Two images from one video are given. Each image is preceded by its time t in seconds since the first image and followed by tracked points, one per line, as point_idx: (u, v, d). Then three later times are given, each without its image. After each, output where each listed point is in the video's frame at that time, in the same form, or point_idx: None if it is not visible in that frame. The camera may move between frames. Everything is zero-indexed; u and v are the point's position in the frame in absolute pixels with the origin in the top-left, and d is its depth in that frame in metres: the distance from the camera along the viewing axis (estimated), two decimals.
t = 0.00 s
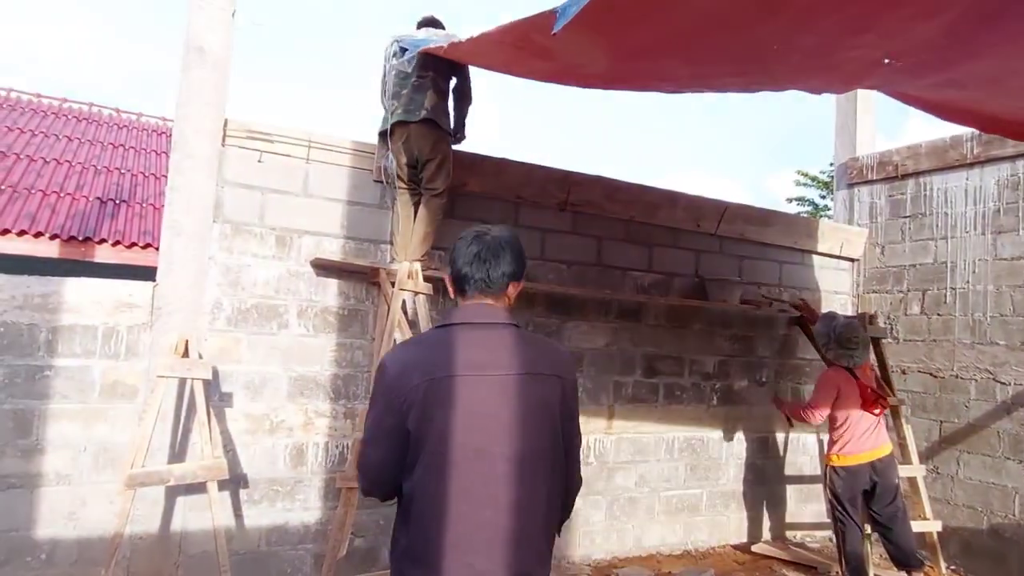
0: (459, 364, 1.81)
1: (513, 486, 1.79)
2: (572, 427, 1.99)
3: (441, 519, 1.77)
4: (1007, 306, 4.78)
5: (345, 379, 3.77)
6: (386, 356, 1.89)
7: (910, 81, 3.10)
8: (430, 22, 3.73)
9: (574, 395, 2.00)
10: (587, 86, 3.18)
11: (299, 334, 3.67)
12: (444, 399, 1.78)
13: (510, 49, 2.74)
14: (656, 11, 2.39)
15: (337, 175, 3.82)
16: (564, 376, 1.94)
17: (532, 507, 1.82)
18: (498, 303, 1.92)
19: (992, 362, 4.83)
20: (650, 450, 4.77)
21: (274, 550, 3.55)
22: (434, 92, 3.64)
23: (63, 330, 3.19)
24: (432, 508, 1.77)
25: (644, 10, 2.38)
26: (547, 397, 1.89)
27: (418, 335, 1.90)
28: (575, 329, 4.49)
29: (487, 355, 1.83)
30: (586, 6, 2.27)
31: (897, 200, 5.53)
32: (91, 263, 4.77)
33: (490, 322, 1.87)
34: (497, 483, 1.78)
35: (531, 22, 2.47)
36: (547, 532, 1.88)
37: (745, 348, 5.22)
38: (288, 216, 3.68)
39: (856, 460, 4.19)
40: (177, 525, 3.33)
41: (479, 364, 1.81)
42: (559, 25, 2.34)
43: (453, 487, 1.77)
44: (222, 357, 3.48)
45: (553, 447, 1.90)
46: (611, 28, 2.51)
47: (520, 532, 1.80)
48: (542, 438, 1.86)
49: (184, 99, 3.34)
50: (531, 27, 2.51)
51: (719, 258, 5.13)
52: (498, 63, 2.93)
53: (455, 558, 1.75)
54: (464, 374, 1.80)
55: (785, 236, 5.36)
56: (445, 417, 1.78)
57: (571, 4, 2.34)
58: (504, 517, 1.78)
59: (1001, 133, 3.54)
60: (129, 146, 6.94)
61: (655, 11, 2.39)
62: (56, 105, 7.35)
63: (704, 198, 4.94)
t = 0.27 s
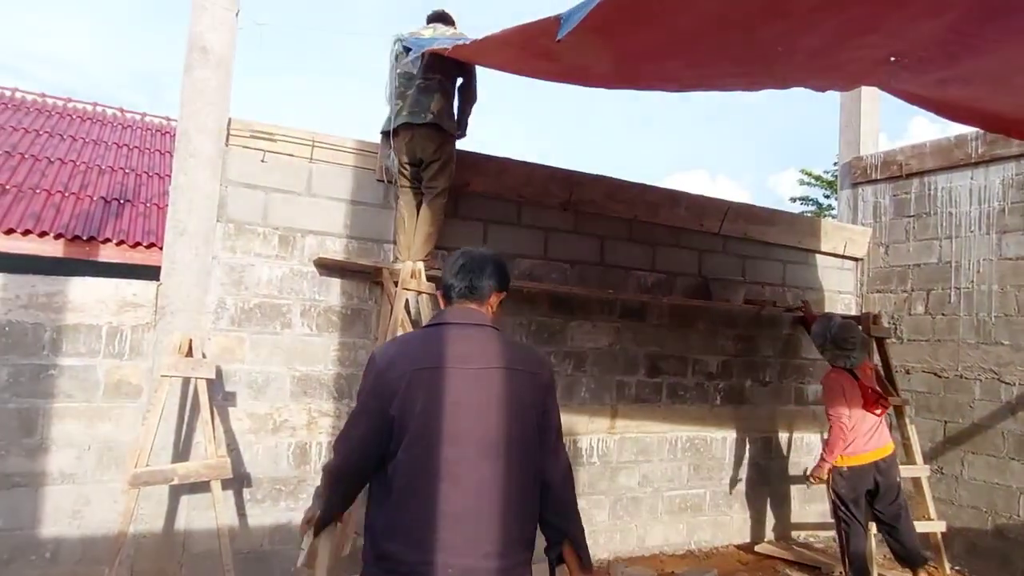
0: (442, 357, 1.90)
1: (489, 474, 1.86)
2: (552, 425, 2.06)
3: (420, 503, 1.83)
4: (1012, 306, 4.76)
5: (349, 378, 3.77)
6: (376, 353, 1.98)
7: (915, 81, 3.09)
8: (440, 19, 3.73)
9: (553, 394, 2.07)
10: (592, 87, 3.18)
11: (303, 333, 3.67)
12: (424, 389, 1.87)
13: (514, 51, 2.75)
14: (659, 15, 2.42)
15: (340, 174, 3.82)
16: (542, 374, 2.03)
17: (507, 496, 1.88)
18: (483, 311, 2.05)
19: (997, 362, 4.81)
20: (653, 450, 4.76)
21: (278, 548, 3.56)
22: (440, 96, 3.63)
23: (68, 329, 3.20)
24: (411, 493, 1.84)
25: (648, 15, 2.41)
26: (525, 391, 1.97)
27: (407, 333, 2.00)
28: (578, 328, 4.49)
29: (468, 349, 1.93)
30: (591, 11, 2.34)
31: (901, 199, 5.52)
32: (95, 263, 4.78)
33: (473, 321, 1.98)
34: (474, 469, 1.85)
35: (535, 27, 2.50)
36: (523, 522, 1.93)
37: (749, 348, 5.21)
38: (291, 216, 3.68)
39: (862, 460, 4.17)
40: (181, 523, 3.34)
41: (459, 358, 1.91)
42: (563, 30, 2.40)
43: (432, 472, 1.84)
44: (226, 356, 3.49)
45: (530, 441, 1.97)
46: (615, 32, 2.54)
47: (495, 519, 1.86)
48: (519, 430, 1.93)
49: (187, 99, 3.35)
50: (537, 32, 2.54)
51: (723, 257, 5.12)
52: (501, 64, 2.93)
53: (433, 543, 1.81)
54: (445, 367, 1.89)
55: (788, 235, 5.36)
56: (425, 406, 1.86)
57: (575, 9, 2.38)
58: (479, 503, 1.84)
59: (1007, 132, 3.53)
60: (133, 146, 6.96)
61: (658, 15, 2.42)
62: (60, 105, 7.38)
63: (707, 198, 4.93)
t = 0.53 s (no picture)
0: (432, 347, 2.23)
1: (466, 449, 2.15)
2: (534, 413, 2.24)
3: (406, 469, 2.16)
4: (1015, 305, 4.75)
5: (350, 377, 3.77)
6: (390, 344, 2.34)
7: (915, 80, 3.10)
8: (437, 17, 3.72)
9: (536, 383, 2.27)
10: (593, 86, 3.19)
11: (304, 332, 3.67)
12: (415, 373, 2.20)
13: (514, 47, 2.74)
14: (659, 13, 2.41)
15: (341, 174, 3.82)
16: (523, 365, 2.24)
17: (481, 469, 2.14)
18: (488, 309, 2.35)
19: (1000, 362, 4.80)
20: (654, 449, 4.76)
21: (279, 547, 3.56)
22: (447, 97, 3.65)
23: (70, 328, 3.21)
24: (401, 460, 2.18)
25: (648, 13, 2.41)
26: (503, 380, 2.22)
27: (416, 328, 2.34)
28: (579, 327, 4.49)
29: (455, 340, 2.23)
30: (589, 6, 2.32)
31: (904, 199, 5.51)
32: (97, 262, 4.79)
33: (465, 316, 2.29)
34: (452, 443, 2.15)
35: (534, 22, 2.48)
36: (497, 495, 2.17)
37: (750, 347, 5.21)
38: (292, 215, 3.69)
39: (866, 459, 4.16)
40: (182, 522, 3.35)
41: (446, 347, 2.22)
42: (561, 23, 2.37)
43: (419, 443, 2.17)
44: (227, 354, 3.49)
45: (508, 423, 2.21)
46: (614, 29, 2.53)
47: (470, 488, 2.13)
48: (496, 413, 2.19)
49: (189, 98, 3.35)
50: (534, 27, 2.52)
51: (724, 257, 5.12)
52: (502, 63, 2.94)
53: (416, 500, 2.13)
54: (432, 356, 2.21)
55: (790, 234, 5.35)
56: (415, 387, 2.20)
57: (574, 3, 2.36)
58: (456, 473, 2.13)
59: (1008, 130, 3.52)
60: (135, 145, 6.97)
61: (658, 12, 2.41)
62: (62, 104, 7.39)
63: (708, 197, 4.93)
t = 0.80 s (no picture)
0: (434, 343, 2.28)
1: (463, 442, 2.18)
2: (535, 410, 2.26)
3: (409, 462, 2.22)
4: (1016, 305, 4.75)
5: (351, 377, 3.77)
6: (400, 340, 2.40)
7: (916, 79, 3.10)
8: (437, 20, 3.72)
9: (537, 382, 2.29)
10: (595, 85, 3.19)
11: (305, 331, 3.67)
12: (417, 367, 2.27)
13: (512, 44, 2.73)
14: (657, 6, 2.39)
15: (342, 173, 3.82)
16: (524, 362, 2.27)
17: (477, 462, 2.17)
18: (496, 309, 2.37)
19: (1001, 361, 4.80)
20: (655, 449, 4.76)
21: (280, 547, 3.56)
22: (446, 99, 3.65)
23: (71, 327, 3.21)
24: (402, 450, 2.24)
25: (648, 7, 2.39)
26: (504, 376, 2.24)
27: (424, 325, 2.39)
28: (580, 327, 4.49)
29: (455, 336, 2.27)
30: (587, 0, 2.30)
31: (905, 198, 5.51)
32: (98, 261, 4.79)
33: (467, 312, 2.32)
34: (450, 436, 2.19)
35: (532, 17, 2.46)
36: (494, 489, 2.19)
37: (751, 347, 5.20)
38: (293, 214, 3.68)
39: (865, 460, 4.15)
40: (183, 521, 3.35)
41: (446, 342, 2.26)
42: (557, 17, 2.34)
43: (418, 436, 2.22)
44: (228, 354, 3.49)
45: (507, 419, 2.23)
46: (614, 24, 2.51)
47: (466, 480, 2.16)
48: (494, 408, 2.21)
49: (189, 98, 3.35)
50: (532, 23, 2.50)
51: (725, 256, 5.11)
52: (501, 60, 2.93)
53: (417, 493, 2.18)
54: (435, 352, 2.25)
55: (791, 234, 5.34)
56: (416, 381, 2.26)
57: None
58: (453, 465, 2.17)
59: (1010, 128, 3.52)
60: (136, 145, 6.97)
61: (658, 7, 2.39)
62: (63, 104, 7.40)
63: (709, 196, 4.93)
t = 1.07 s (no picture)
0: (435, 344, 2.29)
1: (462, 442, 2.19)
2: (535, 410, 2.26)
3: (411, 460, 2.24)
4: (1018, 304, 4.74)
5: (351, 376, 3.77)
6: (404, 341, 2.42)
7: (917, 77, 3.10)
8: (436, 16, 3.71)
9: (539, 383, 2.29)
10: (596, 85, 3.19)
11: (305, 330, 3.68)
12: (416, 367, 2.29)
13: (515, 49, 2.74)
14: (659, 10, 2.40)
15: (342, 172, 3.82)
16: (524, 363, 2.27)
17: (477, 461, 2.19)
18: (500, 310, 2.38)
19: (1003, 361, 4.79)
20: (656, 448, 4.76)
21: (281, 546, 3.57)
22: (450, 99, 3.64)
23: (72, 326, 3.21)
24: (404, 449, 2.26)
25: (649, 11, 2.40)
26: (503, 377, 2.24)
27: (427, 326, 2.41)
28: (581, 326, 4.49)
29: (453, 336, 2.29)
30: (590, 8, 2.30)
31: (906, 197, 5.50)
32: (99, 261, 4.79)
33: (464, 313, 2.34)
34: (449, 435, 2.20)
35: (535, 25, 2.48)
36: (494, 487, 2.19)
37: (752, 346, 5.20)
38: (294, 213, 3.69)
39: (870, 461, 4.15)
40: (184, 520, 3.35)
41: (445, 342, 2.28)
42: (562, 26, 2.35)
43: (418, 435, 2.24)
44: (229, 353, 3.49)
45: (507, 419, 2.23)
46: (616, 29, 2.52)
47: (465, 479, 2.18)
48: (493, 408, 2.22)
49: (190, 97, 3.36)
50: (535, 29, 2.52)
51: (726, 255, 5.11)
52: (503, 63, 2.93)
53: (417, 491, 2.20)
54: (435, 353, 2.27)
55: (792, 233, 5.34)
56: (417, 381, 2.28)
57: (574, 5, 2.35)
58: (453, 464, 2.18)
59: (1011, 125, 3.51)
60: (138, 144, 6.98)
61: (659, 11, 2.40)
62: (65, 103, 7.41)
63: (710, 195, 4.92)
